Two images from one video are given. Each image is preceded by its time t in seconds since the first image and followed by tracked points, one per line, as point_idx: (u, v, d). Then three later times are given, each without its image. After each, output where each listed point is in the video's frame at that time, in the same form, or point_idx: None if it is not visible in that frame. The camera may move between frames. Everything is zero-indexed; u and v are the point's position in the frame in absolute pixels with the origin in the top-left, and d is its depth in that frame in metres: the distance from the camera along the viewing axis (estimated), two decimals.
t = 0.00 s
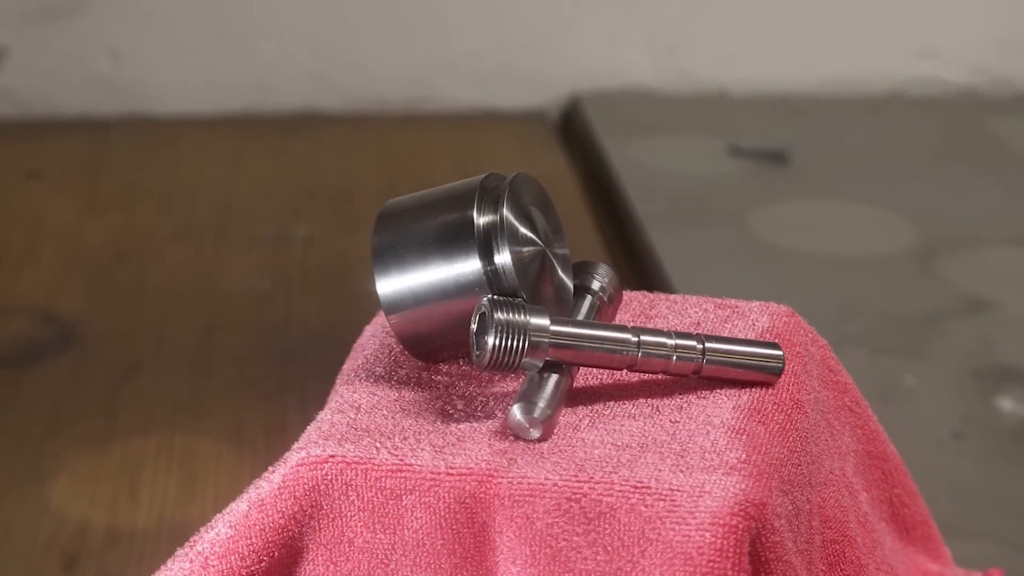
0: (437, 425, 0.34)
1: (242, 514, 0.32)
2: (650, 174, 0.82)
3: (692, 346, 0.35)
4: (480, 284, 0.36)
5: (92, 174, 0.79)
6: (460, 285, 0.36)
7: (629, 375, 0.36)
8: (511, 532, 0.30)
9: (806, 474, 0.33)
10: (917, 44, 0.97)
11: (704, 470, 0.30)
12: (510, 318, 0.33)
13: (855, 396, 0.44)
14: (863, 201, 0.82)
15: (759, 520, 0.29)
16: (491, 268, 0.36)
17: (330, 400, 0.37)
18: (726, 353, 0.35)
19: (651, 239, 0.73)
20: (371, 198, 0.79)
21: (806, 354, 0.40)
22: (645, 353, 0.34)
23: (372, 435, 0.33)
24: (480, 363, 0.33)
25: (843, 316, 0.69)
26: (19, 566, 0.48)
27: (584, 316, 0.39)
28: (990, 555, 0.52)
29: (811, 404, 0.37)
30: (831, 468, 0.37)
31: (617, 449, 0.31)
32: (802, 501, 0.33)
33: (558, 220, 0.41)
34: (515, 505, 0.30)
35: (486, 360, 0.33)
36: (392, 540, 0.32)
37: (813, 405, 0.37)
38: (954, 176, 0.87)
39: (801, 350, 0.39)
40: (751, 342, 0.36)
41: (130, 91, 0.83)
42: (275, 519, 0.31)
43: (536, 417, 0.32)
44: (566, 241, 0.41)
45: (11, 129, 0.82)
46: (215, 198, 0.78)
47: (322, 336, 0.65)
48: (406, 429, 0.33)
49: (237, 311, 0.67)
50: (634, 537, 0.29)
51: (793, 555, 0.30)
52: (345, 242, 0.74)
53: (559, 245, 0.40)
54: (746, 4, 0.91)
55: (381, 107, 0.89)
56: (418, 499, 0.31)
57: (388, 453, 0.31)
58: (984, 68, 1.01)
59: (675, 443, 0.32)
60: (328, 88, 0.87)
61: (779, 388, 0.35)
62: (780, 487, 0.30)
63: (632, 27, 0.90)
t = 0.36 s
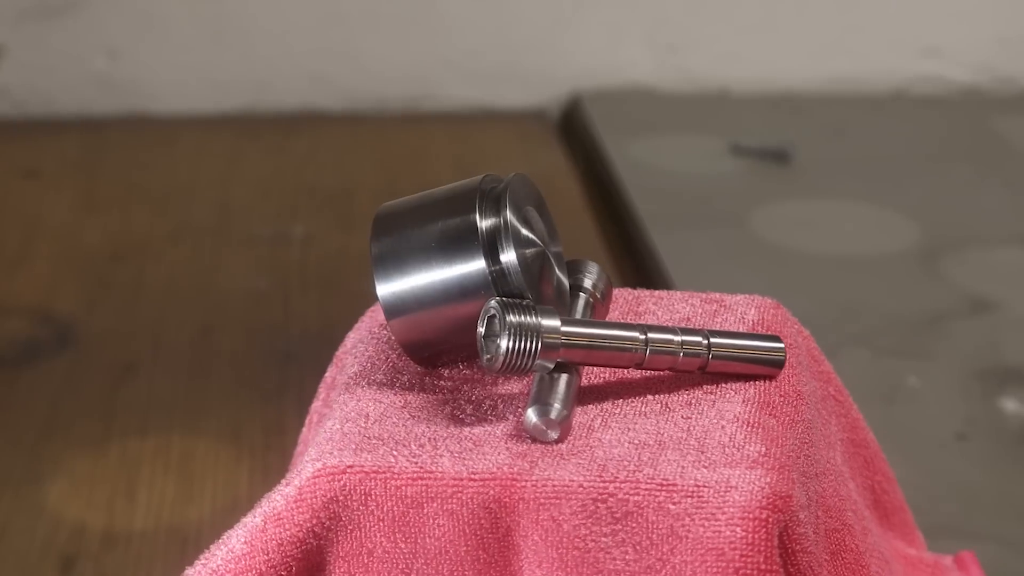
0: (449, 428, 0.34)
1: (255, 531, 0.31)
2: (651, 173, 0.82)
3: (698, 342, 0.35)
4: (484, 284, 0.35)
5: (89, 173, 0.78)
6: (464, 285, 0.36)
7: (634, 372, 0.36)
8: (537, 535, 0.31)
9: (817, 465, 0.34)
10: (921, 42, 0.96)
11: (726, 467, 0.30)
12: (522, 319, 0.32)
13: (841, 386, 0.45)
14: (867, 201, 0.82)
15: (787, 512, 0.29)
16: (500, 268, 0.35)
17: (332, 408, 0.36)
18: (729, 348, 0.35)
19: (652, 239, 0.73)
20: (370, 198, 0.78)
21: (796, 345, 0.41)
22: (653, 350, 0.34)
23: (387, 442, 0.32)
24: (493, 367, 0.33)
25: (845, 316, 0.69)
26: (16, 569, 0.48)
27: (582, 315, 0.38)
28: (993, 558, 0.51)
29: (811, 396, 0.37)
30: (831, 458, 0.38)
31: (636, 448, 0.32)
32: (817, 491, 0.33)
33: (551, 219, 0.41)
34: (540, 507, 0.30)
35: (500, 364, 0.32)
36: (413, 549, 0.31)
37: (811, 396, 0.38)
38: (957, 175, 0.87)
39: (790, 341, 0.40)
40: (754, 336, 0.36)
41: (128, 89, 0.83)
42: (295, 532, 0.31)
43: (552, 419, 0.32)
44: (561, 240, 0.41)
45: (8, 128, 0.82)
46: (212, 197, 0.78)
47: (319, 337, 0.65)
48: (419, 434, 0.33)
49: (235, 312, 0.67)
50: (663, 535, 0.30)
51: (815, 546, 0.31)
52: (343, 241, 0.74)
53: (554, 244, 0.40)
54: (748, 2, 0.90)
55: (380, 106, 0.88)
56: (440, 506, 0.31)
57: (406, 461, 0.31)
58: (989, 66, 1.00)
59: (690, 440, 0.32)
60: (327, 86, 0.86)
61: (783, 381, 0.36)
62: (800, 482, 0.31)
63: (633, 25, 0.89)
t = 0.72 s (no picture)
0: (463, 430, 0.34)
1: (276, 546, 0.32)
2: (651, 171, 0.81)
3: (703, 337, 0.35)
4: (491, 285, 0.35)
5: (86, 172, 0.78)
6: (469, 285, 0.35)
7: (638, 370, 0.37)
8: (566, 536, 0.31)
9: (825, 456, 0.35)
10: (924, 40, 0.96)
11: (748, 462, 0.31)
12: (536, 321, 0.32)
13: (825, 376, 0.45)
14: (869, 201, 0.81)
15: (812, 503, 0.31)
16: (509, 267, 0.35)
17: (335, 415, 0.36)
18: (732, 342, 0.35)
19: (653, 238, 0.72)
20: (368, 198, 0.78)
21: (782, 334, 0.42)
22: (661, 347, 0.34)
23: (404, 448, 0.33)
24: (508, 373, 0.32)
25: (847, 316, 0.68)
26: (13, 570, 0.48)
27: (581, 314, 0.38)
28: (996, 559, 0.51)
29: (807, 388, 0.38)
30: (828, 448, 0.39)
31: (654, 444, 0.33)
32: (830, 481, 0.35)
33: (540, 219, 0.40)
34: (567, 509, 0.31)
35: (514, 369, 0.32)
36: (438, 555, 0.32)
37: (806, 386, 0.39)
38: (960, 175, 0.86)
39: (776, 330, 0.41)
40: (753, 329, 0.36)
41: (125, 88, 0.82)
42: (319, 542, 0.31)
43: (568, 420, 0.32)
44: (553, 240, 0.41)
45: (4, 127, 0.81)
46: (209, 197, 0.77)
47: (318, 338, 0.64)
48: (435, 438, 0.33)
49: (233, 312, 0.66)
50: (692, 531, 0.31)
51: (837, 534, 0.32)
52: (342, 240, 0.73)
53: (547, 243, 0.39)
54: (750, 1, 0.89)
55: (380, 105, 0.87)
56: (465, 512, 0.31)
57: (427, 467, 0.32)
58: (992, 64, 0.99)
59: (705, 437, 0.33)
60: (326, 85, 0.85)
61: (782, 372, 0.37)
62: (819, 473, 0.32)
63: (634, 23, 0.88)
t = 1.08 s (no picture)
0: (477, 432, 0.34)
1: (299, 561, 0.31)
2: (652, 169, 0.81)
3: (706, 331, 0.36)
4: (497, 288, 0.35)
5: (83, 171, 0.78)
6: (475, 286, 0.35)
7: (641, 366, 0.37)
8: (596, 537, 0.32)
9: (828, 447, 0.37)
10: (927, 38, 0.95)
11: (768, 456, 0.32)
12: (551, 322, 0.32)
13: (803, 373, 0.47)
14: (872, 200, 0.81)
15: (835, 493, 0.32)
16: (516, 265, 0.35)
17: (340, 424, 0.35)
18: (733, 335, 0.37)
19: (654, 237, 0.72)
20: (367, 198, 0.77)
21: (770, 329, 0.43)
22: (668, 341, 0.35)
23: (424, 455, 0.32)
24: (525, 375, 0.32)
25: (850, 315, 0.68)
26: (10, 571, 0.48)
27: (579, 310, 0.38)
28: (1000, 561, 0.50)
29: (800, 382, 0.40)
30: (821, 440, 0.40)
31: (671, 442, 0.33)
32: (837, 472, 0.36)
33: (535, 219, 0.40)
34: (595, 509, 0.31)
35: (531, 372, 0.32)
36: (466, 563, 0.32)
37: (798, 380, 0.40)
38: (963, 174, 0.85)
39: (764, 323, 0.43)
40: (750, 322, 0.38)
41: (123, 86, 0.81)
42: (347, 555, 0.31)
43: (586, 420, 0.32)
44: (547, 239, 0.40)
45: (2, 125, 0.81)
46: (208, 196, 0.76)
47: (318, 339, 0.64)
48: (452, 444, 0.33)
49: (232, 312, 0.66)
50: (720, 526, 0.32)
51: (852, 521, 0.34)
52: (341, 240, 0.73)
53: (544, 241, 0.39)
54: None
55: (379, 103, 0.87)
56: (493, 517, 0.31)
57: (451, 474, 0.31)
58: (996, 62, 0.99)
59: (719, 434, 0.34)
60: (325, 83, 0.85)
61: (779, 365, 0.38)
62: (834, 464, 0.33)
63: (636, 21, 0.87)
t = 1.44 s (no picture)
0: (489, 433, 0.33)
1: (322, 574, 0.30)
2: (653, 168, 0.80)
3: (709, 327, 0.37)
4: (502, 288, 0.34)
5: (80, 169, 0.77)
6: (482, 290, 0.34)
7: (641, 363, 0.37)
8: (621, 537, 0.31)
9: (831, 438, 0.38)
10: (930, 37, 0.94)
11: (786, 450, 0.33)
12: (563, 322, 0.32)
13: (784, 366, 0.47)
14: (874, 200, 0.80)
15: (852, 482, 0.32)
16: (526, 264, 0.35)
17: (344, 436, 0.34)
18: (733, 331, 0.37)
19: (655, 237, 0.71)
20: (366, 198, 0.77)
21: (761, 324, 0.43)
22: (673, 337, 0.35)
23: (442, 460, 0.32)
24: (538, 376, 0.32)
25: (852, 315, 0.67)
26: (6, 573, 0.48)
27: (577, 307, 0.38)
28: (1003, 565, 0.50)
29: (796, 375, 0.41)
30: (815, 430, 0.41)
31: (686, 438, 0.33)
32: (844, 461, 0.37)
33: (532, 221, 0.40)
34: (620, 508, 0.31)
35: (544, 373, 0.32)
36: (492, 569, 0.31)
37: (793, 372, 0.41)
38: (966, 173, 0.85)
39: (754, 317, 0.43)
40: (746, 317, 0.38)
41: (120, 84, 0.81)
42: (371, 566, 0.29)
43: (600, 419, 0.32)
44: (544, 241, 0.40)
45: None
46: (206, 195, 0.76)
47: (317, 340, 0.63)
48: (466, 447, 0.32)
49: (230, 312, 0.65)
50: (743, 520, 0.32)
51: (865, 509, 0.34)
52: (340, 239, 0.72)
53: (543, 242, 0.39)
54: None
55: (378, 101, 0.86)
56: (518, 521, 0.30)
57: (472, 479, 0.31)
58: (999, 61, 0.98)
59: (733, 429, 0.34)
60: (323, 81, 0.84)
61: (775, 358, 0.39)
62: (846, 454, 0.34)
63: (637, 20, 0.86)
